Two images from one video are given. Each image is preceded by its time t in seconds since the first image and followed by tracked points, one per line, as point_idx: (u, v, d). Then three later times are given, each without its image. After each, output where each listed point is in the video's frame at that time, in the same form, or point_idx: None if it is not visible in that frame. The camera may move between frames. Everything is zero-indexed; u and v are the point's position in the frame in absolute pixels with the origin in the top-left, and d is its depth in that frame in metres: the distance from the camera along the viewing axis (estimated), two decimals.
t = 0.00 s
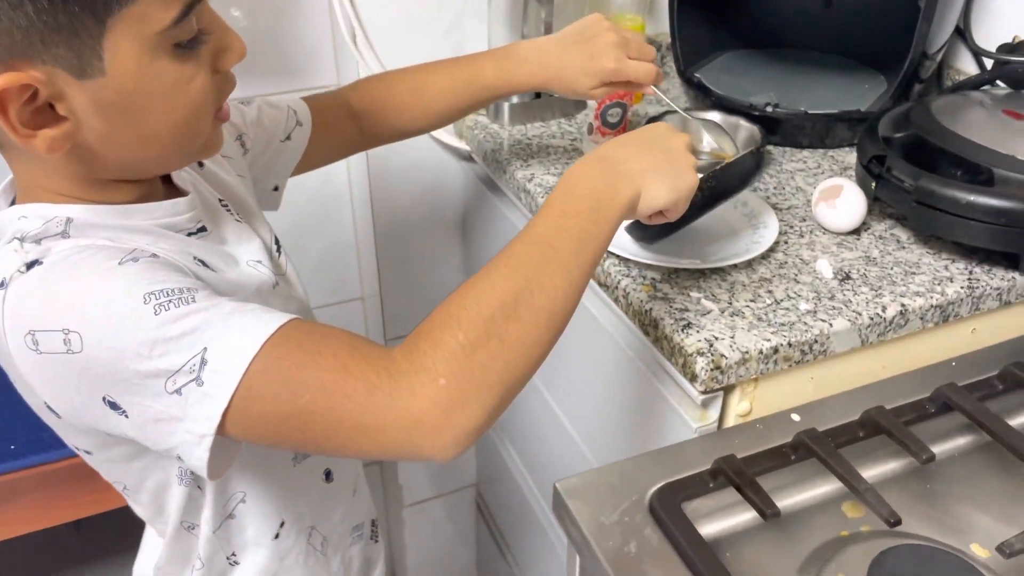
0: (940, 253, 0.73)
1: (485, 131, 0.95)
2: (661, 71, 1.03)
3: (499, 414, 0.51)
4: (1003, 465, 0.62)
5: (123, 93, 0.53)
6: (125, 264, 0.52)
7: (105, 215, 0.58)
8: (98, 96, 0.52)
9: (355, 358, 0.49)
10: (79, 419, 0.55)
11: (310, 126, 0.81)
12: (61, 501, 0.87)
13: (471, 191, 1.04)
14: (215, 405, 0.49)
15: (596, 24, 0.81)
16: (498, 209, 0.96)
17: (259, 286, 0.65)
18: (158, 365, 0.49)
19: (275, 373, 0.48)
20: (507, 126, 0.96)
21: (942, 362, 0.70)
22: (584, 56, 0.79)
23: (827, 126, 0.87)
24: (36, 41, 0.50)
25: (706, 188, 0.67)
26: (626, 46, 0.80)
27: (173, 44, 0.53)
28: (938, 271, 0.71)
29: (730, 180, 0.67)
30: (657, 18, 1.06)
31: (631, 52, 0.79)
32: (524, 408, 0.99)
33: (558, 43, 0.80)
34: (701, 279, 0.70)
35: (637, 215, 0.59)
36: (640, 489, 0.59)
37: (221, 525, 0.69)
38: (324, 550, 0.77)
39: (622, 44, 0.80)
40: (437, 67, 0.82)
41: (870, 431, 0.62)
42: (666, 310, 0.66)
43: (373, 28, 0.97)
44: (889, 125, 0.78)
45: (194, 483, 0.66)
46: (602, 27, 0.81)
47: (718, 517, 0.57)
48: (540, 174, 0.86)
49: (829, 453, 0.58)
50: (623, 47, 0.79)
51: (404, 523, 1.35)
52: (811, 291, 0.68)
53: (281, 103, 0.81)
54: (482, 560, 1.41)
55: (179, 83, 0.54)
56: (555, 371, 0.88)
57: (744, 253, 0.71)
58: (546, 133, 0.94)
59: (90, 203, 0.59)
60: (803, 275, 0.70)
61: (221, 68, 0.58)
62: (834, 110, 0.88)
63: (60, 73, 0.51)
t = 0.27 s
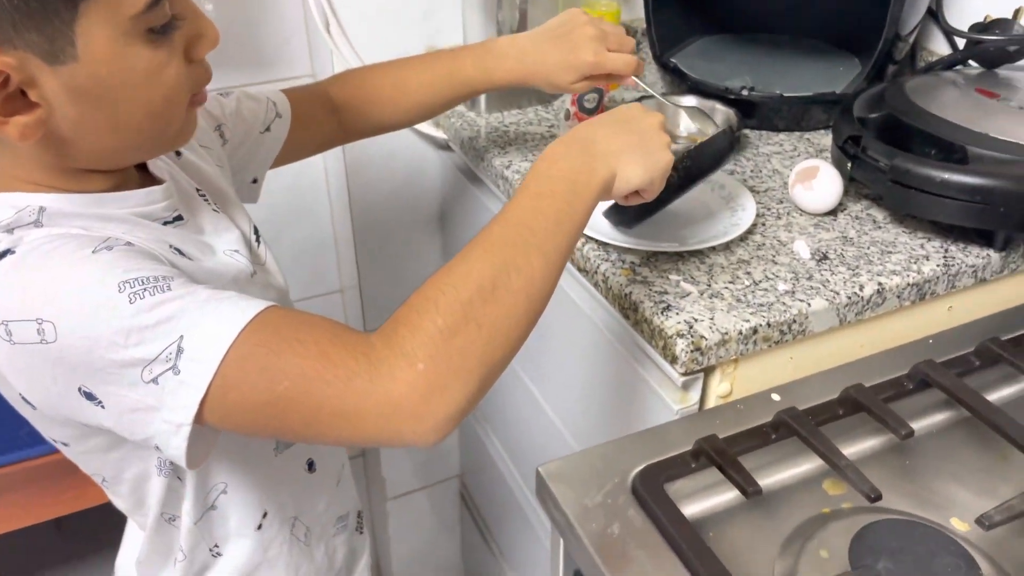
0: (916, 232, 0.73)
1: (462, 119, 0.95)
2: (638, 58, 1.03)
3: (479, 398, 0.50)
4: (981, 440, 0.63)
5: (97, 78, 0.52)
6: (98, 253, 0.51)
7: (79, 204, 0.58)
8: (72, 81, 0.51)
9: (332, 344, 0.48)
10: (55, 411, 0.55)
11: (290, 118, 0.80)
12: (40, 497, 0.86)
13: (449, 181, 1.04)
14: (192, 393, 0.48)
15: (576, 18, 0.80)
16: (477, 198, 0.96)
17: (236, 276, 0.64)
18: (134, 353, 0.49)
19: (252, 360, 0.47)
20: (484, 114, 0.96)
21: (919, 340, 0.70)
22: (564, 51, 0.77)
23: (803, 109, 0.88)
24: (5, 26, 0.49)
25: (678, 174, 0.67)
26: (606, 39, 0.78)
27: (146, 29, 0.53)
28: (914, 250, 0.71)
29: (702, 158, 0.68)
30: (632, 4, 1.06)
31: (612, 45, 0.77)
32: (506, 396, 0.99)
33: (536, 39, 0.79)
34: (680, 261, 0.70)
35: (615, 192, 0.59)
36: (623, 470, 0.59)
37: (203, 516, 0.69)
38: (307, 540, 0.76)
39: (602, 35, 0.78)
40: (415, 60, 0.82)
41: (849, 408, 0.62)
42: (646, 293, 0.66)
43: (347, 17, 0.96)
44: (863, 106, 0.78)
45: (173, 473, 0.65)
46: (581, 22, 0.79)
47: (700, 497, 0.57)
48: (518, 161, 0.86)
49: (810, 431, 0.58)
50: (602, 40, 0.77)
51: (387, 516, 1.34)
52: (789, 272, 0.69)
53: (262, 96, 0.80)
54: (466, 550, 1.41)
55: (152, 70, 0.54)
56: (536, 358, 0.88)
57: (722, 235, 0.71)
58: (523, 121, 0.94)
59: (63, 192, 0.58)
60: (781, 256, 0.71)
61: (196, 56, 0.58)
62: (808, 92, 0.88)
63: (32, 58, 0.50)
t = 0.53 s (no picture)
0: (881, 218, 0.74)
1: (428, 114, 0.94)
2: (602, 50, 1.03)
3: (450, 398, 0.50)
4: (948, 421, 0.64)
5: (56, 80, 0.50)
6: (55, 261, 0.50)
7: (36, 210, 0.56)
8: (29, 82, 0.50)
9: (299, 348, 0.48)
10: (17, 422, 0.54)
11: (245, 115, 0.79)
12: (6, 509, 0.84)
13: (417, 177, 1.03)
14: (156, 402, 0.47)
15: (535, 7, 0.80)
16: (445, 194, 0.95)
17: (199, 277, 0.63)
18: (95, 362, 0.48)
19: (217, 366, 0.47)
20: (450, 109, 0.95)
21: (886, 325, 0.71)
22: (522, 41, 0.77)
23: (767, 98, 0.88)
24: None
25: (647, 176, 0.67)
26: (564, 28, 0.78)
27: (107, 33, 0.51)
28: (879, 236, 0.72)
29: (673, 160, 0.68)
30: None
31: (569, 34, 0.78)
32: (480, 392, 0.99)
33: (495, 30, 0.79)
34: (649, 252, 0.70)
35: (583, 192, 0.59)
36: (597, 462, 0.59)
37: (175, 523, 0.68)
38: (281, 544, 0.75)
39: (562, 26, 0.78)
40: (378, 51, 0.81)
41: (819, 395, 0.63)
42: (615, 285, 0.67)
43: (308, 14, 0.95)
44: (826, 93, 0.79)
45: (143, 482, 0.65)
46: (539, 9, 0.79)
47: (674, 487, 0.58)
48: (484, 156, 0.85)
49: (780, 418, 0.59)
50: (560, 29, 0.78)
51: (363, 515, 1.34)
52: (756, 260, 0.69)
53: (217, 93, 0.79)
54: (444, 548, 1.41)
55: (113, 74, 0.53)
56: (509, 353, 0.88)
57: (690, 226, 0.71)
58: (490, 116, 0.94)
59: (18, 197, 0.56)
60: (749, 245, 0.71)
61: (155, 63, 0.57)
62: (771, 81, 0.88)
63: None
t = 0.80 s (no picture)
0: (840, 205, 0.74)
1: (382, 112, 0.92)
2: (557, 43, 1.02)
3: (409, 406, 0.49)
4: (912, 407, 0.64)
5: None
6: None
7: None
8: None
9: (249, 361, 0.46)
10: None
11: (189, 118, 0.76)
12: None
13: (373, 177, 1.01)
14: (98, 427, 0.45)
15: None
16: (402, 193, 0.94)
17: (139, 294, 0.61)
18: (29, 389, 0.46)
19: (161, 384, 0.45)
20: (404, 106, 0.93)
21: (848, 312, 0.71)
22: (479, 36, 0.75)
23: (723, 88, 0.88)
24: None
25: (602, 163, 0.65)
26: (524, 20, 0.77)
27: (31, 40, 0.49)
28: (839, 223, 0.72)
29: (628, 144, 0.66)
30: None
31: (529, 26, 0.76)
32: (445, 393, 0.98)
33: (450, 23, 0.77)
34: (610, 247, 0.69)
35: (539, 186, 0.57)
36: (562, 464, 0.58)
37: (124, 549, 0.66)
38: (237, 564, 0.73)
39: (520, 19, 0.76)
40: (329, 46, 0.79)
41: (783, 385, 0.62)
42: (577, 281, 0.65)
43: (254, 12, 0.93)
44: (782, 81, 0.78)
45: (85, 509, 0.63)
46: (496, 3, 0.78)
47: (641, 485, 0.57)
48: (440, 153, 0.84)
49: (745, 411, 0.58)
50: (521, 21, 0.76)
51: (331, 522, 1.32)
52: (717, 251, 0.68)
53: (159, 95, 0.76)
54: (415, 550, 1.39)
55: (39, 83, 0.50)
56: (471, 353, 0.86)
57: (650, 219, 0.70)
58: (445, 112, 0.92)
59: None
60: (709, 236, 0.70)
61: (83, 69, 0.54)
62: (727, 70, 0.88)
63: None
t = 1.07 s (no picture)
0: (823, 211, 0.71)
1: (338, 125, 0.87)
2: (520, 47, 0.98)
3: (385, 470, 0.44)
4: (911, 423, 0.61)
5: None
6: None
7: None
8: None
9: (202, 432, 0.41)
10: None
11: (131, 145, 0.71)
12: None
13: (332, 192, 0.97)
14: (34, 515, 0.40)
15: (459, 14, 0.75)
16: (364, 210, 0.89)
17: (77, 349, 0.54)
18: None
19: (103, 464, 0.40)
20: (362, 118, 0.89)
21: (837, 324, 0.68)
22: (447, 51, 0.72)
23: (694, 91, 0.85)
24: None
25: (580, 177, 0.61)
26: (495, 37, 0.73)
27: None
28: (824, 232, 0.69)
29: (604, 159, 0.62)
30: None
31: (500, 44, 0.73)
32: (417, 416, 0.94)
33: (416, 38, 0.74)
34: (589, 265, 0.65)
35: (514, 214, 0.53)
36: (551, 506, 0.54)
37: None
38: None
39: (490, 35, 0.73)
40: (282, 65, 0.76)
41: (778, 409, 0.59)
42: (556, 305, 0.62)
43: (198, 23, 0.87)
44: (758, 84, 0.75)
45: None
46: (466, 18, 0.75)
47: (636, 525, 0.53)
48: (403, 169, 0.79)
49: (743, 441, 0.55)
50: (491, 39, 0.72)
51: (301, 549, 1.27)
52: (701, 266, 0.65)
53: (95, 121, 0.70)
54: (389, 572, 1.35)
55: None
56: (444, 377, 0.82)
57: (629, 234, 0.67)
58: (405, 123, 0.88)
59: None
60: (691, 250, 0.67)
61: (5, 102, 0.49)
62: (697, 72, 0.85)
63: None
